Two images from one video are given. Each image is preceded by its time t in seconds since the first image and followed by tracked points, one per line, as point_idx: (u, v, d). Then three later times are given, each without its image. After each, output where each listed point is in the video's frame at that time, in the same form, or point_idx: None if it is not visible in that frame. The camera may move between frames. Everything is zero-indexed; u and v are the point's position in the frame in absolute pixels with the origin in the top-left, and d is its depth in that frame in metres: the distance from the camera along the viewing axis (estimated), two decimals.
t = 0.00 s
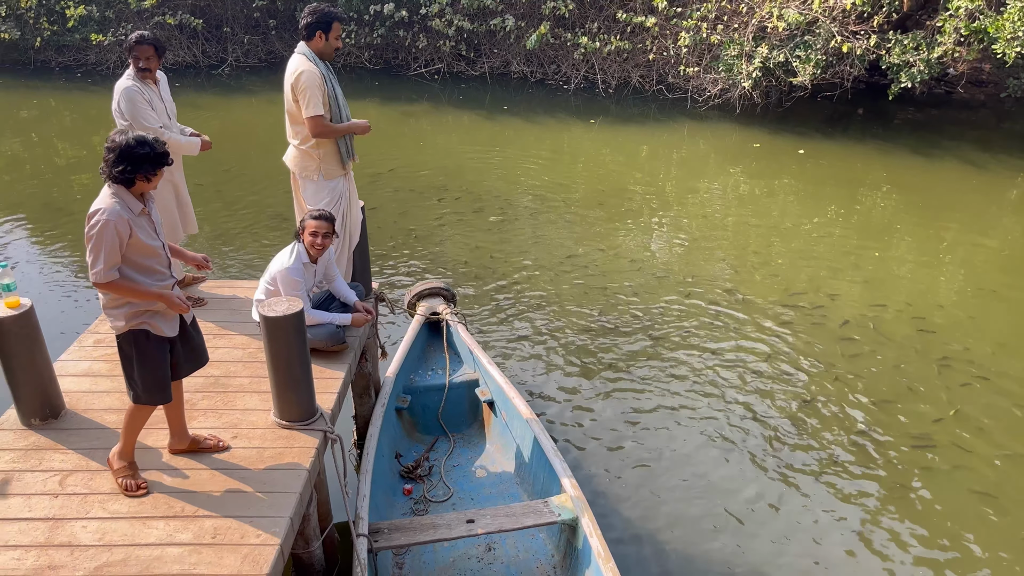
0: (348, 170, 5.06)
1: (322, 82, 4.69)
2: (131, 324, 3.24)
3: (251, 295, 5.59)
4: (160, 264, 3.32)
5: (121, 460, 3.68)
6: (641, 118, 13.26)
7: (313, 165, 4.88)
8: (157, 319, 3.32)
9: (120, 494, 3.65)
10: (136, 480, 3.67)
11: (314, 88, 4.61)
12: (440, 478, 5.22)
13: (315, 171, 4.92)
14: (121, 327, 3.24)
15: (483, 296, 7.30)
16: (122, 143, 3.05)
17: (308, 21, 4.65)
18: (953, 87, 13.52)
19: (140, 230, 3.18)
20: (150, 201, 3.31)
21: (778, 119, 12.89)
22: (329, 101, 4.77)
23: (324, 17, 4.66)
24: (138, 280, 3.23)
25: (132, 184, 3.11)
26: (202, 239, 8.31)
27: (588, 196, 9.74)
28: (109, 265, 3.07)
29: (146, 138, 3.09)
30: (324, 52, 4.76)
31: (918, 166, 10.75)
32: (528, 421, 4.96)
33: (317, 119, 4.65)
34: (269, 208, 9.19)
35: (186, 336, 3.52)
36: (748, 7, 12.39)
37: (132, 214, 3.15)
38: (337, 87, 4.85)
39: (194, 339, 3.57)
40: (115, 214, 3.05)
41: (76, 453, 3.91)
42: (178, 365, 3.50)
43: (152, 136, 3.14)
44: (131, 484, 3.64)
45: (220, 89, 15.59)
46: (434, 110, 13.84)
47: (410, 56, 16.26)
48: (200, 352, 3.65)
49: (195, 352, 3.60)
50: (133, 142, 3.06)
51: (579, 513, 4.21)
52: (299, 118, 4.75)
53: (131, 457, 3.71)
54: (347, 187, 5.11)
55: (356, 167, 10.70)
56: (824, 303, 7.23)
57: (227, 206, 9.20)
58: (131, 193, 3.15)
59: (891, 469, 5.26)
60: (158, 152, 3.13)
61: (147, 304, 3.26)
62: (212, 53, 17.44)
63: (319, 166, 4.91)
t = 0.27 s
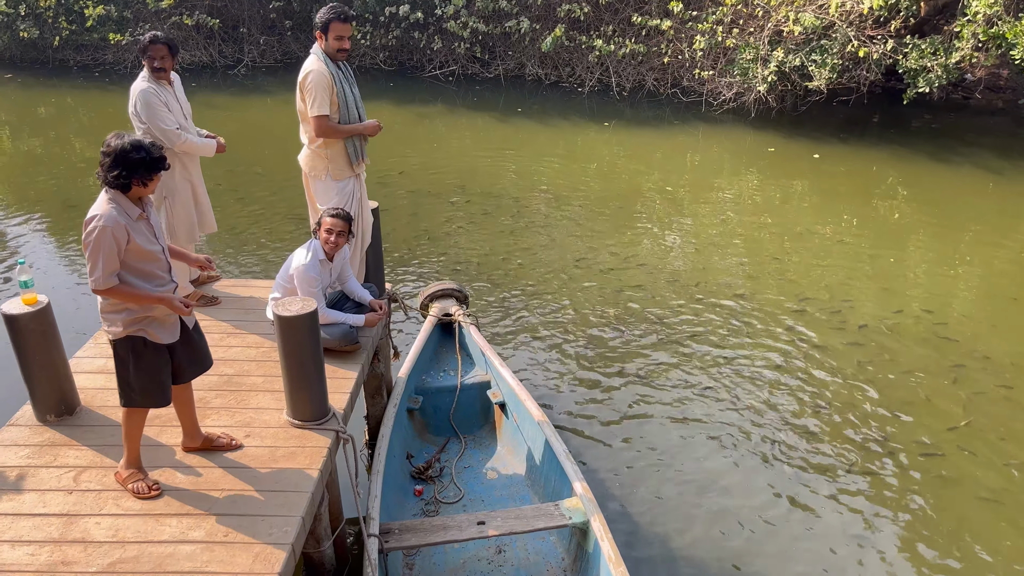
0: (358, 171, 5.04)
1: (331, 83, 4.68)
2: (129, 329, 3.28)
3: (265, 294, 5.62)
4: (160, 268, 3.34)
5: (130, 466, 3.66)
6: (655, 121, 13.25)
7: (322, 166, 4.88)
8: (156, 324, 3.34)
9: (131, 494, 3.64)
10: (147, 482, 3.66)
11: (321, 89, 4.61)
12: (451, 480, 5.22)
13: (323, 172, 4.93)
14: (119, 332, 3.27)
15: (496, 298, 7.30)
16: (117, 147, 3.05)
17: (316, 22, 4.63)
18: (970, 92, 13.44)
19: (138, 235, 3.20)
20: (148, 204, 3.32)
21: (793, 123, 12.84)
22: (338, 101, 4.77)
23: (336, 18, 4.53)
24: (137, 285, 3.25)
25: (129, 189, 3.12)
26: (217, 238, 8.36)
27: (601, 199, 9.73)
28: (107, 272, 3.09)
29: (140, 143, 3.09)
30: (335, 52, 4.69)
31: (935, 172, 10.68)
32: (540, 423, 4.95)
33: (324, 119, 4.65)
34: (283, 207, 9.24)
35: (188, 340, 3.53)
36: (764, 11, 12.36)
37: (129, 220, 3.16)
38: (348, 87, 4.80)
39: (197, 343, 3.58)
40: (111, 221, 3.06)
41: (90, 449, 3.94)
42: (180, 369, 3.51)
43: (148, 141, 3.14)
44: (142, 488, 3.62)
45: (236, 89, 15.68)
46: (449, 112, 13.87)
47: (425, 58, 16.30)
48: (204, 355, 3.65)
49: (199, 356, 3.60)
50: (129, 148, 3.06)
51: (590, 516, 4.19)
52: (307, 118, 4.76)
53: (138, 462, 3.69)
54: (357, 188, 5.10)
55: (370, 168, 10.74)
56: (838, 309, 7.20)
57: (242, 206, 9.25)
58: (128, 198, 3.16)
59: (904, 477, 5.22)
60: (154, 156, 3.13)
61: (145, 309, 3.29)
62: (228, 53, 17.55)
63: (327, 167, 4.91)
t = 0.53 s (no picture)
0: (371, 175, 5.03)
1: (341, 88, 4.69)
2: (123, 340, 3.28)
3: (279, 297, 5.64)
4: (152, 280, 3.34)
5: (144, 468, 3.67)
6: (670, 126, 13.23)
7: (333, 170, 4.88)
8: (148, 335, 3.34)
9: (145, 494, 3.66)
10: (160, 483, 3.67)
11: (332, 94, 4.62)
12: (463, 484, 5.22)
13: (335, 175, 4.92)
14: (110, 344, 3.28)
15: (508, 303, 7.30)
16: (112, 158, 3.06)
17: (330, 27, 4.64)
18: (988, 101, 13.32)
19: (130, 246, 3.20)
20: (142, 215, 3.33)
21: (808, 130, 12.80)
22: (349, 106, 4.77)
23: (349, 24, 4.57)
24: (130, 296, 3.26)
25: (122, 200, 3.13)
26: (232, 240, 8.41)
27: (615, 205, 9.72)
28: (98, 284, 3.09)
29: (135, 155, 3.10)
30: (349, 56, 4.68)
31: (951, 180, 10.61)
32: (552, 429, 4.94)
33: (334, 124, 4.66)
34: (298, 210, 9.28)
35: (179, 350, 3.53)
36: (780, 17, 12.34)
37: (123, 230, 3.17)
38: (360, 91, 4.80)
39: (190, 353, 3.57)
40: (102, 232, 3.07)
41: (105, 449, 3.96)
42: (172, 379, 3.52)
43: (143, 151, 3.15)
44: (156, 489, 3.64)
45: (251, 91, 15.79)
46: (463, 116, 13.91)
47: (440, 62, 16.36)
48: (197, 365, 3.65)
49: (192, 367, 3.60)
50: (124, 159, 3.07)
51: (601, 523, 4.17)
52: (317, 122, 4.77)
53: (151, 464, 3.71)
54: (368, 191, 5.10)
55: (384, 171, 10.78)
56: (852, 318, 7.15)
57: (257, 208, 9.30)
58: (121, 209, 3.17)
59: (918, 488, 5.17)
60: (148, 168, 3.14)
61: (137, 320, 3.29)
62: (245, 56, 17.66)
63: (339, 171, 4.90)
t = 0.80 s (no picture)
0: (383, 182, 5.03)
1: (353, 95, 4.70)
2: (132, 345, 3.29)
3: (291, 301, 5.66)
4: (159, 284, 3.35)
5: (155, 471, 3.69)
6: (683, 134, 13.21)
7: (346, 175, 4.90)
8: (155, 340, 3.35)
9: (156, 498, 3.68)
10: (171, 486, 3.69)
11: (343, 101, 4.64)
12: (472, 491, 5.21)
13: (347, 181, 4.94)
14: (118, 350, 3.28)
15: (520, 309, 7.30)
16: (118, 163, 3.09)
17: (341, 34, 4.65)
18: (1004, 110, 13.21)
19: (137, 251, 3.22)
20: (148, 220, 3.35)
21: (822, 139, 12.74)
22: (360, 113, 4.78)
23: (360, 32, 4.59)
24: (137, 301, 3.27)
25: (127, 206, 3.15)
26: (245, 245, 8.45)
27: (627, 212, 9.71)
28: (107, 290, 3.10)
29: (140, 160, 3.12)
30: (360, 63, 4.69)
31: (966, 190, 10.53)
32: (562, 436, 4.93)
33: (344, 131, 4.68)
34: (310, 215, 9.32)
35: (185, 355, 3.56)
36: (795, 26, 12.32)
37: (129, 236, 3.19)
38: (371, 98, 4.80)
39: (195, 358, 3.61)
40: (109, 238, 3.08)
41: (117, 452, 3.98)
42: (178, 384, 3.55)
43: (147, 156, 3.17)
44: (167, 492, 3.65)
45: (266, 97, 15.88)
46: (476, 122, 13.94)
47: (454, 68, 16.41)
48: (200, 371, 3.69)
49: (197, 372, 3.64)
50: (129, 164, 3.09)
51: (611, 532, 4.15)
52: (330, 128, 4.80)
53: (162, 467, 3.72)
54: (380, 198, 5.10)
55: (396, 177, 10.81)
56: (866, 328, 7.11)
57: (270, 213, 9.35)
58: (127, 214, 3.19)
59: (932, 500, 5.12)
60: (153, 172, 3.16)
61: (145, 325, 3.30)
62: (260, 61, 17.77)
63: (351, 177, 4.92)
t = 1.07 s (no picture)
0: (393, 188, 5.03)
1: (363, 100, 4.71)
2: (144, 348, 3.31)
3: (302, 307, 5.68)
4: (170, 286, 3.38)
5: (164, 475, 3.71)
6: (694, 142, 13.21)
7: (356, 181, 4.92)
8: (168, 341, 3.38)
9: (165, 502, 3.69)
10: (180, 490, 3.70)
11: (352, 106, 4.65)
12: (481, 498, 5.20)
13: (357, 186, 4.95)
14: (131, 353, 3.30)
15: (530, 316, 7.29)
16: (125, 167, 3.11)
17: (352, 40, 4.65)
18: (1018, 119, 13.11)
19: (148, 254, 3.24)
20: (156, 223, 3.36)
21: (834, 147, 12.70)
22: (371, 118, 4.78)
23: (369, 38, 4.59)
24: (150, 304, 3.29)
25: (136, 209, 3.17)
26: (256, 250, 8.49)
27: (637, 220, 9.70)
28: (121, 293, 3.12)
29: (148, 163, 3.14)
30: (370, 69, 4.70)
31: (979, 199, 10.46)
32: (571, 444, 4.91)
33: (353, 136, 4.70)
34: (322, 220, 9.36)
35: (197, 358, 3.56)
36: (807, 34, 12.31)
37: (139, 239, 3.21)
38: (381, 104, 4.81)
39: (207, 361, 3.61)
40: (122, 241, 3.10)
41: (127, 455, 4.00)
42: (189, 388, 3.55)
43: (155, 160, 3.19)
44: (176, 496, 3.66)
45: (279, 103, 15.99)
46: (488, 129, 13.98)
47: (465, 75, 16.48)
48: (214, 374, 3.68)
49: (210, 376, 3.64)
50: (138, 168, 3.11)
51: (619, 541, 4.13)
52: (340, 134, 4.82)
53: (172, 471, 3.74)
54: (391, 203, 5.11)
55: (407, 183, 10.85)
56: (877, 337, 7.06)
57: (281, 218, 9.40)
58: (136, 218, 3.21)
59: (944, 512, 5.07)
60: (162, 176, 3.18)
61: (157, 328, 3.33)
62: (273, 67, 17.91)
63: (361, 182, 4.93)
